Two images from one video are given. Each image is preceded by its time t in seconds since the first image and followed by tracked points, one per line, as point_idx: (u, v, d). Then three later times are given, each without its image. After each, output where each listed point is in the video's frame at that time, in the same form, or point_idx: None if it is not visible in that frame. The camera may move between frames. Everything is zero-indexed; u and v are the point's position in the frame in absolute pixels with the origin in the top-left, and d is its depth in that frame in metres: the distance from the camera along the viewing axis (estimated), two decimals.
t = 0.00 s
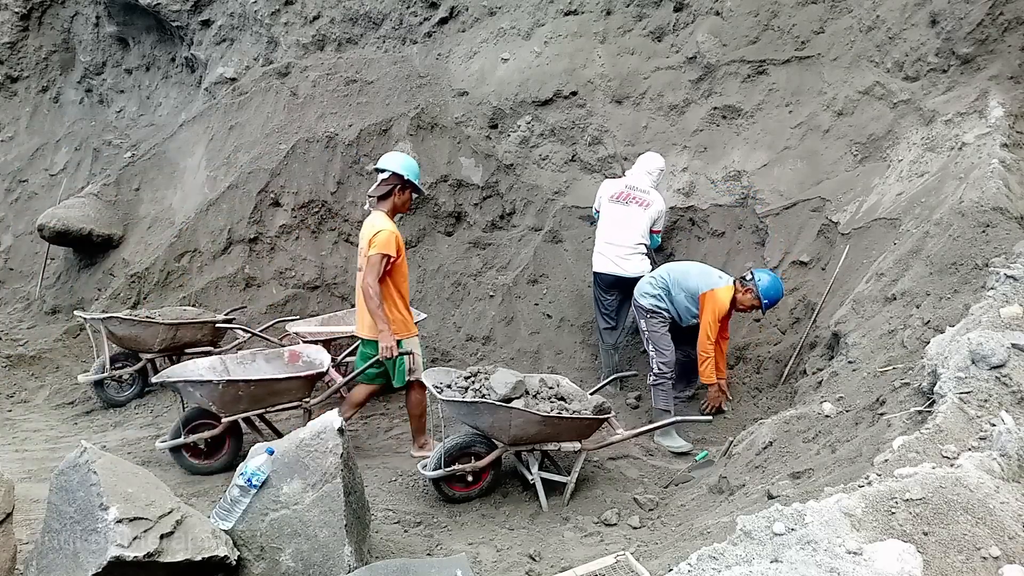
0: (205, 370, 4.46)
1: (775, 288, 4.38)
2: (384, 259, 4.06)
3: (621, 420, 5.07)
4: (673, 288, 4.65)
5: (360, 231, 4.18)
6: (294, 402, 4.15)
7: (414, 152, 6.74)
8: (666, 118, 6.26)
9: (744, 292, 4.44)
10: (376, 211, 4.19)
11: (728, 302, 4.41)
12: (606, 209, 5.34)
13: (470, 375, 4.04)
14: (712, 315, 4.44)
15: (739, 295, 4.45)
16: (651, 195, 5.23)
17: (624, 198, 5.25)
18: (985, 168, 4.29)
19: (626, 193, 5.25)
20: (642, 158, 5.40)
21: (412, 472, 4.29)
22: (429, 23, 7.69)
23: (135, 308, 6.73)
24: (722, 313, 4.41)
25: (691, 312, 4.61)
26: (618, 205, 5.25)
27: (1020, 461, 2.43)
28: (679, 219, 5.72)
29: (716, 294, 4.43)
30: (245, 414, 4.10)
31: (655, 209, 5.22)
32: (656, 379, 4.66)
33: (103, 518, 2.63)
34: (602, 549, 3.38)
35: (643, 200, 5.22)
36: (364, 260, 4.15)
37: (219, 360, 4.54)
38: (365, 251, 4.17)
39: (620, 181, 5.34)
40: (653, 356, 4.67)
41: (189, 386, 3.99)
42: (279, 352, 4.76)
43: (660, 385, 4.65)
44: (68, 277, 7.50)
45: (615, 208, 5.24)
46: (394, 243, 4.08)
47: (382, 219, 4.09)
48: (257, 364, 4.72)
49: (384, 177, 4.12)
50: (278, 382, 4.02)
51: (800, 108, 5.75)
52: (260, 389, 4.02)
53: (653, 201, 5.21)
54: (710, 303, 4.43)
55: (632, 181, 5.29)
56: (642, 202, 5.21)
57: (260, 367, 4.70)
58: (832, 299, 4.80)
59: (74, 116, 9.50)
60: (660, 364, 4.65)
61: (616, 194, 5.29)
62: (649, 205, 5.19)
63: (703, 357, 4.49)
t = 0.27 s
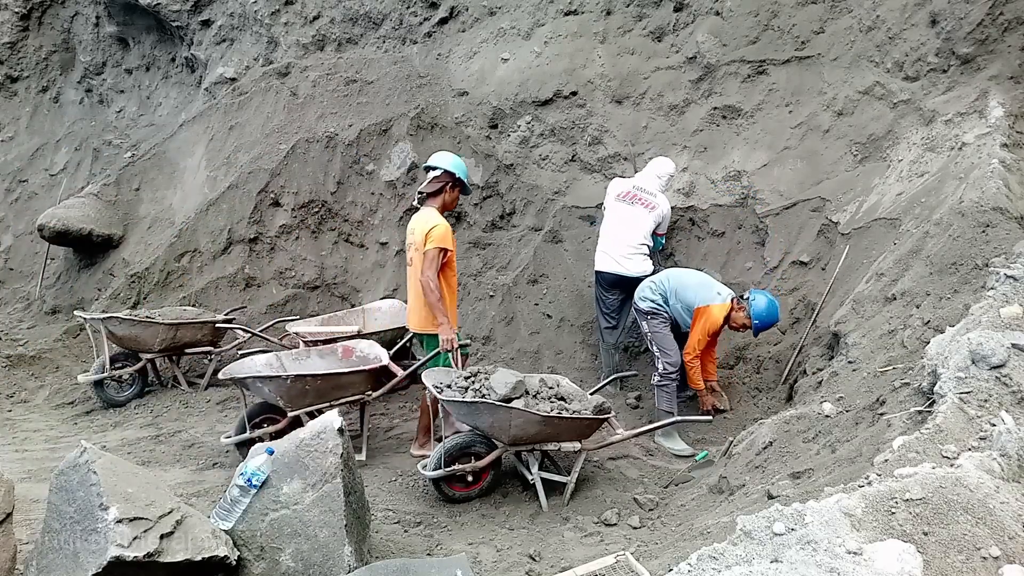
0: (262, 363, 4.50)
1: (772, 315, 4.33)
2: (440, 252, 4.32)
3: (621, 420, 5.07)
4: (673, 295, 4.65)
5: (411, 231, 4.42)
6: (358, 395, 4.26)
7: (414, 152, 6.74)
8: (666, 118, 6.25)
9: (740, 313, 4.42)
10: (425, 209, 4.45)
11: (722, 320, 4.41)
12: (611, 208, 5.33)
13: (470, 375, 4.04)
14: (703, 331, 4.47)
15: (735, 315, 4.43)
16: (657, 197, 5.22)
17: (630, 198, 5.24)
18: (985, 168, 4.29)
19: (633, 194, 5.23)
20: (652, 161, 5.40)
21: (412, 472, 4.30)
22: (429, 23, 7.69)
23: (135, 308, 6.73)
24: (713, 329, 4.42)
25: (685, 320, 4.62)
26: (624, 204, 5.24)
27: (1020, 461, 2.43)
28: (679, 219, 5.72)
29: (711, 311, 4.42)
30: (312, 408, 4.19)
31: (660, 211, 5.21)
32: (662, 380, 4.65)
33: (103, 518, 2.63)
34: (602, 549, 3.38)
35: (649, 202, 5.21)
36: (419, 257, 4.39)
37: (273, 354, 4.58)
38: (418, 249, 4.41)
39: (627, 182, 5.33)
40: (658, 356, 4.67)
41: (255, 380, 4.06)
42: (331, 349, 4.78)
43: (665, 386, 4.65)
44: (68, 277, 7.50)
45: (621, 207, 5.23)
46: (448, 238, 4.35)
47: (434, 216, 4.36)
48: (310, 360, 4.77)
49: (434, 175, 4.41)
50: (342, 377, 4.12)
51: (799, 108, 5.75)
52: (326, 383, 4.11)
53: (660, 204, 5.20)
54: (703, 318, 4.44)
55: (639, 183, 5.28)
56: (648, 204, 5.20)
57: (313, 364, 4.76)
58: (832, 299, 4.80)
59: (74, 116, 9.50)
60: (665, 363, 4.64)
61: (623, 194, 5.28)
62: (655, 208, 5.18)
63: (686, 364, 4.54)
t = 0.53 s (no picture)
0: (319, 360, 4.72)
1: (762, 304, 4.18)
2: (485, 250, 4.48)
3: (621, 420, 5.07)
4: (665, 289, 4.63)
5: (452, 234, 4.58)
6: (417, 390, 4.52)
7: (414, 152, 6.74)
8: (666, 118, 6.25)
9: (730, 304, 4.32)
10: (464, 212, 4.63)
11: (710, 312, 4.34)
12: (616, 208, 5.33)
13: (470, 375, 4.04)
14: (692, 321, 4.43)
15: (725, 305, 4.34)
16: (662, 198, 5.22)
17: (634, 198, 5.24)
18: (985, 168, 4.29)
19: (637, 194, 5.23)
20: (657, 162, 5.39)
21: (412, 472, 4.30)
22: (430, 23, 7.69)
23: (135, 308, 6.73)
24: (701, 320, 4.38)
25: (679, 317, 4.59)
26: (629, 205, 5.23)
27: (1020, 461, 2.43)
28: (679, 219, 5.72)
29: (699, 302, 4.37)
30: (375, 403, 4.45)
31: (664, 211, 5.20)
32: (659, 381, 4.66)
33: (103, 518, 2.63)
34: (602, 549, 3.38)
35: (653, 202, 5.20)
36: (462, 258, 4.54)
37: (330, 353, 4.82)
38: (461, 251, 4.56)
39: (631, 182, 5.33)
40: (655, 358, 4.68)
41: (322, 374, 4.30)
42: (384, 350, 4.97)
43: (661, 387, 4.66)
44: (68, 277, 7.50)
45: (625, 207, 5.23)
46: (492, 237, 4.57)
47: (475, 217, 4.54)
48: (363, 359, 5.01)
49: (471, 179, 4.58)
50: (404, 371, 4.40)
51: (799, 108, 5.75)
52: (387, 377, 4.38)
53: (664, 204, 5.19)
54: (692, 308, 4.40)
55: (644, 183, 5.27)
56: (653, 204, 5.19)
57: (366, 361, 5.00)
58: (832, 299, 4.80)
59: (74, 116, 9.50)
60: (661, 365, 4.64)
61: (627, 194, 5.28)
62: (660, 208, 5.18)
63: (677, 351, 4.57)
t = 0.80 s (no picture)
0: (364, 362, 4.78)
1: (735, 254, 4.14)
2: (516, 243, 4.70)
3: (621, 420, 5.07)
4: (659, 281, 4.66)
5: (481, 228, 4.77)
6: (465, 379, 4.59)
7: (414, 152, 6.74)
8: (666, 118, 6.25)
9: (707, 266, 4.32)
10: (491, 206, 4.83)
11: (687, 277, 4.35)
12: (618, 208, 5.31)
13: (470, 375, 4.05)
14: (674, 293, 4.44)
15: (702, 268, 4.35)
16: (664, 199, 5.17)
17: (636, 199, 5.21)
18: (985, 168, 4.29)
19: (638, 195, 5.20)
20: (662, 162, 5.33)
21: (412, 472, 4.30)
22: (430, 23, 7.69)
23: (135, 308, 6.73)
24: (682, 286, 4.37)
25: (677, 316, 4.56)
26: (630, 205, 5.21)
27: (1020, 461, 2.43)
28: (679, 219, 5.72)
29: (677, 271, 4.42)
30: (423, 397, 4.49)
31: (666, 213, 5.16)
32: (660, 381, 4.66)
33: (103, 518, 2.63)
34: (602, 549, 3.38)
35: (655, 203, 5.16)
36: (493, 251, 4.73)
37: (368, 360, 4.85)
38: (491, 244, 4.75)
39: (634, 182, 5.29)
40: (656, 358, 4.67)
41: (377, 374, 4.37)
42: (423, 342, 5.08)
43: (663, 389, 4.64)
44: (68, 277, 7.50)
45: (626, 208, 5.22)
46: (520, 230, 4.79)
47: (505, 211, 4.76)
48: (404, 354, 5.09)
49: (498, 172, 4.81)
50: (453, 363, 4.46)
51: (799, 108, 5.75)
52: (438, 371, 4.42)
53: (665, 206, 5.15)
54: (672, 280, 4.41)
55: (647, 183, 5.23)
56: (655, 205, 5.16)
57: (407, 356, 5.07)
58: (832, 299, 4.80)
59: (74, 116, 9.50)
60: (662, 365, 4.63)
61: (629, 194, 5.25)
62: (661, 210, 5.14)
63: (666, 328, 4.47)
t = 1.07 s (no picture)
0: (396, 359, 4.92)
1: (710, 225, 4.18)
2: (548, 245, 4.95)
3: (621, 420, 5.07)
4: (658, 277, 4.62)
5: (509, 230, 4.96)
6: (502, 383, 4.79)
7: (413, 152, 6.74)
8: (666, 118, 6.25)
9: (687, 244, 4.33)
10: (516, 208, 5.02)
11: (668, 254, 4.34)
12: (618, 208, 5.30)
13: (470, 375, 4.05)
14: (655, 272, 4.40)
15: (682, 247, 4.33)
16: (663, 199, 5.18)
17: (636, 199, 5.20)
18: (985, 168, 4.29)
19: (638, 195, 5.19)
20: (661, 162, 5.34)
21: (412, 472, 4.30)
22: (430, 23, 7.69)
23: (135, 308, 6.73)
24: (662, 264, 4.33)
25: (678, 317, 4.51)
26: (630, 205, 5.21)
27: (1020, 461, 2.43)
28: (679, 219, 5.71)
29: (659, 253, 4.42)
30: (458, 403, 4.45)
31: (666, 213, 5.16)
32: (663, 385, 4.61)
33: (103, 518, 2.63)
34: (602, 549, 3.38)
35: (655, 203, 5.16)
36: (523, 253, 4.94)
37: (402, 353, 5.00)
38: (520, 246, 4.95)
39: (634, 183, 5.29)
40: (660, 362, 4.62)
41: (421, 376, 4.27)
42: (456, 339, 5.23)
43: (666, 393, 4.60)
44: (68, 277, 7.50)
45: (626, 208, 5.21)
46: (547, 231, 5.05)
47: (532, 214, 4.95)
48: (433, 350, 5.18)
49: (523, 176, 5.00)
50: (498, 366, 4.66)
51: (799, 109, 5.75)
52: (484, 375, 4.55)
53: (665, 206, 5.16)
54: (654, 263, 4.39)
55: (647, 183, 5.23)
56: (654, 206, 5.16)
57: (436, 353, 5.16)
58: (832, 299, 4.79)
59: (74, 116, 9.50)
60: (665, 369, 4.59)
61: (630, 194, 5.24)
62: (661, 210, 5.14)
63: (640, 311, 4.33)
